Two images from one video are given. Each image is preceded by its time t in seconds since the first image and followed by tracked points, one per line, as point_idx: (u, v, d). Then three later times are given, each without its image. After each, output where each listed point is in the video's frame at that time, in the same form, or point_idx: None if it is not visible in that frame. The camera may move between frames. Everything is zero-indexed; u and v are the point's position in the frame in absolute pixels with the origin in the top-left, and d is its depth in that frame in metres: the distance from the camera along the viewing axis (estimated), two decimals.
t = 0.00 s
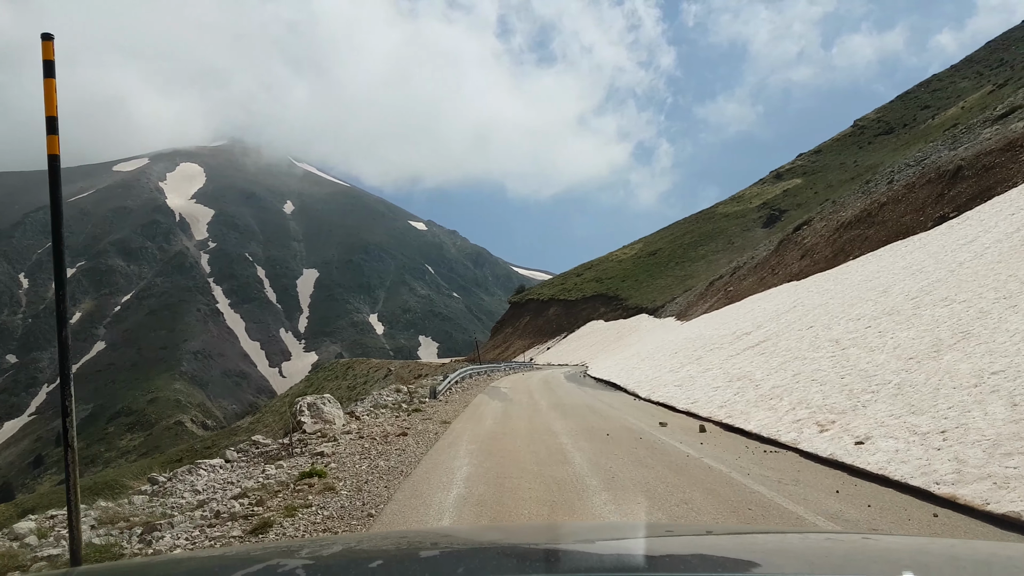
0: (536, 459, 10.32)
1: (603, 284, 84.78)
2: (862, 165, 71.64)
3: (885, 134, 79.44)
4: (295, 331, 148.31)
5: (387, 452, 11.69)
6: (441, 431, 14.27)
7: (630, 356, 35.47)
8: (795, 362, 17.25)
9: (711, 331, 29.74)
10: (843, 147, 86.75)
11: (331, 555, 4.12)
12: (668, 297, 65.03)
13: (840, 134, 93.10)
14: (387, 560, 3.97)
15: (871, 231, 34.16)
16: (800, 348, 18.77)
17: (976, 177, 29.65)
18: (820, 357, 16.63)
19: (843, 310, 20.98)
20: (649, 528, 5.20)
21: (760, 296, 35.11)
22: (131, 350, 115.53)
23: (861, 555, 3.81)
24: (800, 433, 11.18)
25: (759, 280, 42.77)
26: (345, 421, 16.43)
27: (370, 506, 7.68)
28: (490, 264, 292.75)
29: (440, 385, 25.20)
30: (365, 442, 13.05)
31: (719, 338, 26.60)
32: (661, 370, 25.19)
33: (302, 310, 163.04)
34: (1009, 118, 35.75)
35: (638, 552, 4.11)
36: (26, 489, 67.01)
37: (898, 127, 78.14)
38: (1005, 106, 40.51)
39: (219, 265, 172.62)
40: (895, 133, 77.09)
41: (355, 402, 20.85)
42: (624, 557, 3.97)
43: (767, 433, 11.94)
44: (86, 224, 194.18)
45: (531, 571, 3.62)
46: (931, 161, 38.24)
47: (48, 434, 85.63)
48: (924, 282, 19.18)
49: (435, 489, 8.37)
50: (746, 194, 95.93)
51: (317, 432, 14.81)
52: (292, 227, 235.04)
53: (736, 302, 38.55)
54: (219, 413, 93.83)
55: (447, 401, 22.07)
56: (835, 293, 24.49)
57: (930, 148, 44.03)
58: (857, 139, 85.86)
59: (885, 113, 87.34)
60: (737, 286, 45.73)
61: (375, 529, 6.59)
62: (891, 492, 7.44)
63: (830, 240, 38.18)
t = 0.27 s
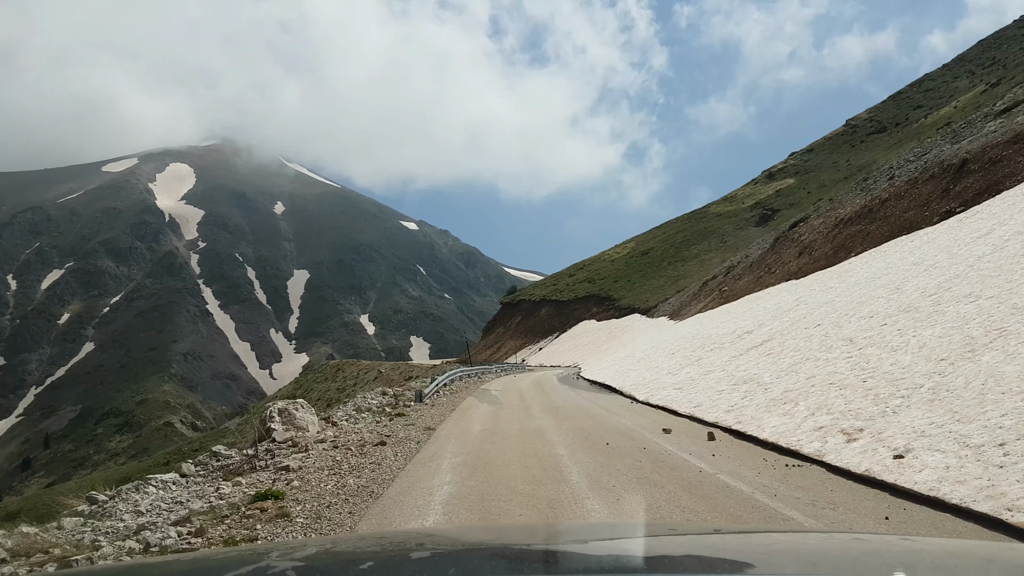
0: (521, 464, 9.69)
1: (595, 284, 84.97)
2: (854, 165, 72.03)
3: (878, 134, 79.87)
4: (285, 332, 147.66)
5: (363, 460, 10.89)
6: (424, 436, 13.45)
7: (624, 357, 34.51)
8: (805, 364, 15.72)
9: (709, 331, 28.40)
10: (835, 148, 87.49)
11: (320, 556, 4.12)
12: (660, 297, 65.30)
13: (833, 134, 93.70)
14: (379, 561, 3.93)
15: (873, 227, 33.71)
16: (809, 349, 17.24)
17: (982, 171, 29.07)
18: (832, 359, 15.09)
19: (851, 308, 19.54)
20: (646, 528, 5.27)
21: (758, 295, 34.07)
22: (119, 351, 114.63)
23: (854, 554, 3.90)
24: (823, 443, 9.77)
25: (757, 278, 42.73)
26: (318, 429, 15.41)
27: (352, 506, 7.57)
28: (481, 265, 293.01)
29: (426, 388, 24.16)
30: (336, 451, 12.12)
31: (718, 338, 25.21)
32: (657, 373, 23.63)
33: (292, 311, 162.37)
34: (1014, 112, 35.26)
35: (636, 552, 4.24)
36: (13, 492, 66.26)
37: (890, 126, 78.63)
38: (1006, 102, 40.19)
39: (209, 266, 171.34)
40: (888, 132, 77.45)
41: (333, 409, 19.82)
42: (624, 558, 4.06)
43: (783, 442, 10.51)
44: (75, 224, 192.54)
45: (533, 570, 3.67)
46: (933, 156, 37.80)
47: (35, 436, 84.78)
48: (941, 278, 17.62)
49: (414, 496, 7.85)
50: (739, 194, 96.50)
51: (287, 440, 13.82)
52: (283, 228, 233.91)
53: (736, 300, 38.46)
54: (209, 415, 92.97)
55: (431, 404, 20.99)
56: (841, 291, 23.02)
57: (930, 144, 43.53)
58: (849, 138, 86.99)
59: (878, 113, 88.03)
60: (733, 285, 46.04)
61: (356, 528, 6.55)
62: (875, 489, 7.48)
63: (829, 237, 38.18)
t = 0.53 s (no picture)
0: (510, 474, 9.22)
1: (588, 284, 85.03)
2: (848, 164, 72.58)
3: (872, 133, 80.23)
4: (276, 332, 146.72)
5: (344, 466, 10.35)
6: (412, 440, 12.83)
7: (620, 357, 33.93)
8: (818, 364, 14.91)
9: (710, 330, 27.74)
10: (829, 147, 87.93)
11: (313, 555, 4.14)
12: (654, 298, 65.35)
13: (827, 134, 94.14)
14: (368, 562, 3.93)
15: (876, 223, 32.29)
16: (821, 348, 16.42)
17: (992, 165, 27.58)
18: (847, 359, 14.30)
19: (860, 306, 18.86)
20: (643, 530, 5.32)
21: (759, 293, 33.62)
22: (109, 352, 113.53)
23: (863, 555, 3.94)
24: (856, 457, 8.85)
25: (754, 278, 41.55)
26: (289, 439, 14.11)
27: (340, 510, 7.49)
28: (474, 265, 292.96)
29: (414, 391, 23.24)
30: (307, 462, 10.93)
31: (720, 338, 24.42)
32: (659, 374, 22.66)
33: (284, 311, 161.35)
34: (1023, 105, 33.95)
35: (638, 553, 4.24)
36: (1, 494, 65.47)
37: (883, 126, 79.06)
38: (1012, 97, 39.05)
39: (199, 266, 169.92)
40: (882, 131, 77.79)
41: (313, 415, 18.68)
42: (624, 559, 4.05)
43: (810, 456, 9.54)
44: (64, 224, 190.74)
45: (531, 571, 3.68)
46: (937, 151, 36.56)
47: (23, 438, 83.75)
48: (959, 271, 16.95)
49: (398, 505, 7.54)
50: (732, 194, 96.83)
51: (252, 451, 12.79)
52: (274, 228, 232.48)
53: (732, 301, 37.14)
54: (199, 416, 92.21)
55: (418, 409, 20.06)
56: (847, 287, 22.44)
57: (931, 141, 43.32)
58: (842, 138, 87.87)
59: (872, 113, 88.62)
60: (730, 285, 44.92)
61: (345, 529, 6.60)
62: (870, 496, 7.48)
63: (828, 234, 36.91)
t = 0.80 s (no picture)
0: (504, 494, 8.11)
1: (581, 284, 85.11)
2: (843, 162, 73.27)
3: (867, 131, 81.04)
4: (268, 333, 145.90)
5: (325, 472, 9.94)
6: (398, 448, 12.35)
7: (618, 359, 33.19)
8: (838, 366, 13.87)
9: (714, 330, 27.02)
10: (824, 147, 88.67)
11: (306, 558, 4.10)
12: (648, 297, 65.40)
13: (820, 133, 95.01)
14: (359, 561, 3.94)
15: (882, 219, 32.22)
16: (837, 349, 15.31)
17: (1001, 158, 27.63)
18: (870, 360, 13.27)
19: (874, 303, 18.04)
20: (642, 530, 5.34)
21: (760, 291, 33.29)
22: (100, 354, 112.56)
23: (869, 556, 3.96)
24: (901, 474, 7.55)
25: (754, 276, 41.21)
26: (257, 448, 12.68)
27: (324, 512, 7.37)
28: (467, 266, 293.06)
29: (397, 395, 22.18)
30: (273, 477, 9.83)
31: (726, 339, 23.28)
32: (662, 378, 21.25)
33: (276, 312, 160.52)
34: None
35: (636, 552, 4.23)
36: None
37: (877, 126, 79.70)
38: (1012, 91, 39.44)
39: (191, 267, 168.77)
40: (877, 130, 78.60)
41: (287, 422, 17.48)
42: (624, 557, 4.07)
43: (845, 472, 8.25)
44: (55, 225, 189.14)
45: (527, 570, 3.67)
46: (940, 146, 36.66)
47: (13, 440, 82.82)
48: (985, 265, 15.96)
49: (380, 510, 7.29)
50: (726, 194, 97.32)
51: (213, 464, 11.00)
52: (266, 228, 231.36)
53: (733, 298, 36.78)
54: (191, 417, 91.65)
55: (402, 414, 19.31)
56: (855, 285, 21.93)
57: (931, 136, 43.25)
58: (837, 136, 88.60)
59: (866, 111, 89.60)
60: (728, 284, 44.64)
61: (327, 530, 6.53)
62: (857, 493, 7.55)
63: (831, 231, 36.87)
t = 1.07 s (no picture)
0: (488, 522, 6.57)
1: (577, 286, 85.19)
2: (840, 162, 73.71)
3: (863, 132, 81.47)
4: (262, 335, 145.34)
5: (311, 478, 9.61)
6: (389, 451, 12.00)
7: (618, 361, 32.28)
8: (866, 369, 12.78)
9: (723, 330, 26.04)
10: (820, 147, 89.07)
11: (301, 557, 4.13)
12: (644, 299, 65.46)
13: (816, 134, 95.50)
14: (357, 560, 3.95)
15: (890, 215, 31.36)
16: (863, 352, 14.23)
17: (1017, 149, 26.77)
18: (904, 362, 12.16)
19: (896, 301, 17.13)
20: (641, 528, 5.39)
21: (765, 290, 32.49)
22: (93, 355, 111.98)
23: (869, 555, 4.06)
24: (972, 500, 6.45)
25: (755, 275, 41.02)
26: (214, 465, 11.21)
27: (311, 516, 7.21)
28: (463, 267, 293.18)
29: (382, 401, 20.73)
30: (230, 497, 8.63)
31: (737, 342, 22.00)
32: (674, 383, 19.83)
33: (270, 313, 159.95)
34: None
35: (635, 552, 4.22)
36: None
37: (874, 126, 80.12)
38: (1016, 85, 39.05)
39: (185, 268, 168.07)
40: (874, 130, 78.93)
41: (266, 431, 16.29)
42: (622, 557, 4.08)
43: (898, 494, 7.12)
44: (48, 226, 188.16)
45: (526, 568, 3.67)
46: (946, 141, 36.02)
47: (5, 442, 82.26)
48: (1018, 258, 15.05)
49: (368, 515, 7.07)
50: (722, 194, 97.62)
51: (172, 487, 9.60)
52: (261, 230, 230.75)
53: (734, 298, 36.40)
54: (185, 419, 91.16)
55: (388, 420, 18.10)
56: (869, 282, 21.11)
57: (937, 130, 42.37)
58: (834, 137, 89.20)
59: (863, 112, 90.14)
60: (728, 284, 44.48)
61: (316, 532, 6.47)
62: (842, 494, 7.63)
63: (835, 229, 36.19)
